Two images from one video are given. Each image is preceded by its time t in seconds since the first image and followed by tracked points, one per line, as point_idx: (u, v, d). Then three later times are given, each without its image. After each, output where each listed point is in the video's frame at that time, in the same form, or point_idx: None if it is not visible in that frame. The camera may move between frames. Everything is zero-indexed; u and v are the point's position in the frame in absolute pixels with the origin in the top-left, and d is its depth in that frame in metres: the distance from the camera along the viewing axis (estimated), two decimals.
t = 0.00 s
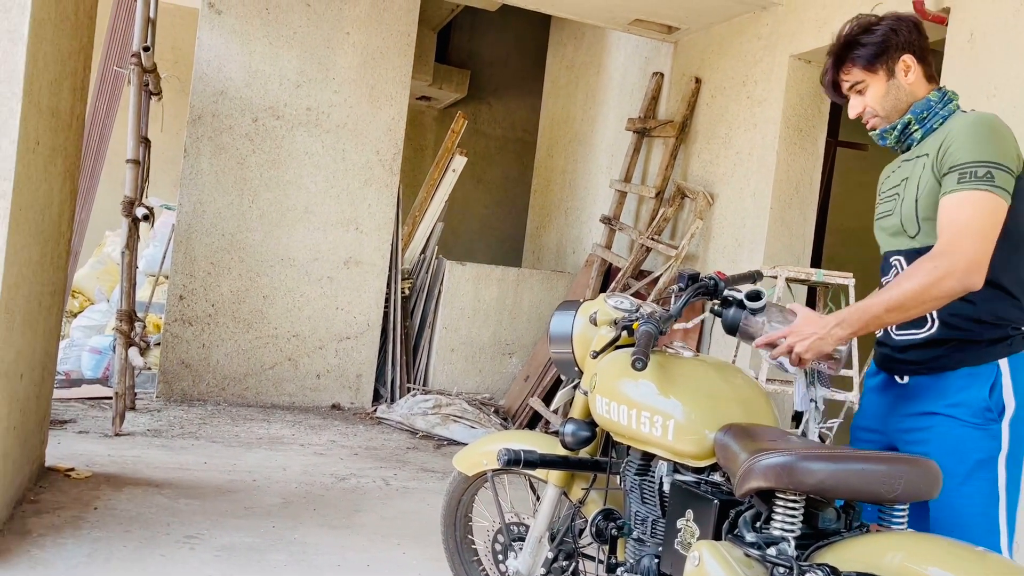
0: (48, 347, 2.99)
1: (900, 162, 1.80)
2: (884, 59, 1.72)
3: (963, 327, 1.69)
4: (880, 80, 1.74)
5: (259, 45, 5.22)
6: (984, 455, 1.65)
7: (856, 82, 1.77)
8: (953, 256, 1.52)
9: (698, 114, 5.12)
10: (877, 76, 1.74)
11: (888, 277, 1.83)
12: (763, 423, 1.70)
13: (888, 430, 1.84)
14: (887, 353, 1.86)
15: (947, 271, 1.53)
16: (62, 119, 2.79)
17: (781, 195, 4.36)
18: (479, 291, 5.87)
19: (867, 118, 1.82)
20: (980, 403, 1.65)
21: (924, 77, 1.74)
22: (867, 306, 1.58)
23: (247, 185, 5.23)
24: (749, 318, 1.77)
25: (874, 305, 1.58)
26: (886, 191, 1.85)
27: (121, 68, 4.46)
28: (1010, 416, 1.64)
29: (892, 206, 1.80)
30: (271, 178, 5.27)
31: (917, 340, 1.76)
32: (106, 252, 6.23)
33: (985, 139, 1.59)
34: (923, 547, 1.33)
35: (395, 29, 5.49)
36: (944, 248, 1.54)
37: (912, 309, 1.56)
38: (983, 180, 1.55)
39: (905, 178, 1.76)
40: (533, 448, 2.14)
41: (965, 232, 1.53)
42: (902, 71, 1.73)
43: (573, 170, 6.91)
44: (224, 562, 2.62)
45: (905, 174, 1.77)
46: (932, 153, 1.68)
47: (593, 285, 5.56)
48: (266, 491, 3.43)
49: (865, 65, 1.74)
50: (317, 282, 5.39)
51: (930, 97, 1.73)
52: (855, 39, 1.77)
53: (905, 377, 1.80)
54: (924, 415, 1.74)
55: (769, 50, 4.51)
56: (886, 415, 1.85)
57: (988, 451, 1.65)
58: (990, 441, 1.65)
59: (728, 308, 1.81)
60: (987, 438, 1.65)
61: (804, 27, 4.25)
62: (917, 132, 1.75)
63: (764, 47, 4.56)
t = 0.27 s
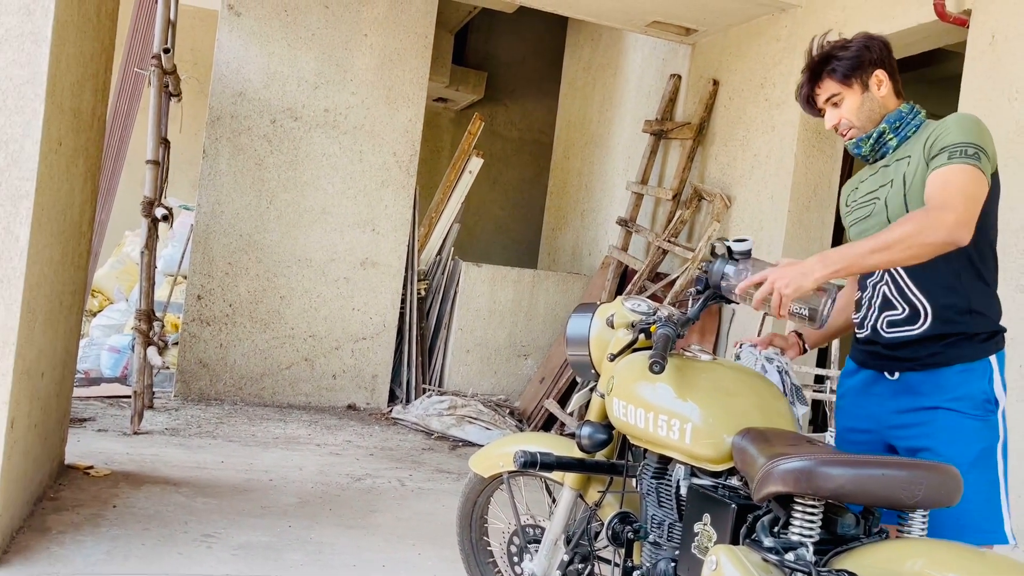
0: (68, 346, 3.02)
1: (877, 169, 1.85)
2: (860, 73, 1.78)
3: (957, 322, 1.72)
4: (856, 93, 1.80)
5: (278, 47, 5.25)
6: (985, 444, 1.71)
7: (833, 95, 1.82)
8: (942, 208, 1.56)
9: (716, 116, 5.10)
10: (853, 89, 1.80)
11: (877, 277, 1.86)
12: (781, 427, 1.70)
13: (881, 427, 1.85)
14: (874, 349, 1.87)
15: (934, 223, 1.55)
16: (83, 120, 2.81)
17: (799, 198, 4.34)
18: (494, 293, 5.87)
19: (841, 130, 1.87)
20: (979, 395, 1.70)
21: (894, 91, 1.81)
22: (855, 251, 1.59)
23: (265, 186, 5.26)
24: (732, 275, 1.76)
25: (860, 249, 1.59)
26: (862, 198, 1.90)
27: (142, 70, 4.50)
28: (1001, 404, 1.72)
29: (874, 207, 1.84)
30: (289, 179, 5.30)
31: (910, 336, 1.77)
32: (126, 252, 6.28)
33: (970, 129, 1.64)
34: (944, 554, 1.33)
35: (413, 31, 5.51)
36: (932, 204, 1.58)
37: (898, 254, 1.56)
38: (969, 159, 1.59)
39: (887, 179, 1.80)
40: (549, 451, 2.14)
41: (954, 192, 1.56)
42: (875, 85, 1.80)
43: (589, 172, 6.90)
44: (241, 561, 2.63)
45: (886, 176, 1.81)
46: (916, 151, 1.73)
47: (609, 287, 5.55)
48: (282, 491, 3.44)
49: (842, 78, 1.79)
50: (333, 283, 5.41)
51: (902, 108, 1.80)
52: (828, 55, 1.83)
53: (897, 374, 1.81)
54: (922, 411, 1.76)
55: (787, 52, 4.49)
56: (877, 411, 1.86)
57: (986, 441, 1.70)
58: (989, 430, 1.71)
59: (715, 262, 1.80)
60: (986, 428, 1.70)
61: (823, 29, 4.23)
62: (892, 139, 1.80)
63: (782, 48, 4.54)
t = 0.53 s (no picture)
0: (87, 344, 3.04)
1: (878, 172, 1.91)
2: (871, 77, 1.83)
3: (952, 319, 1.76)
4: (866, 96, 1.84)
5: (293, 47, 5.28)
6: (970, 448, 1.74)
7: (844, 96, 1.87)
8: (925, 181, 1.62)
9: (731, 117, 5.09)
10: (863, 92, 1.84)
11: (872, 270, 1.88)
12: (796, 429, 1.69)
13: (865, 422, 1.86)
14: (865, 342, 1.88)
15: (917, 192, 1.60)
16: (102, 120, 2.84)
17: (815, 199, 4.32)
18: (508, 292, 5.88)
19: (846, 131, 1.91)
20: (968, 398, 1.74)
21: (902, 100, 1.86)
22: (839, 216, 1.63)
23: (280, 185, 5.29)
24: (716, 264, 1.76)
25: (846, 214, 1.62)
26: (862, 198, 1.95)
27: (159, 70, 4.53)
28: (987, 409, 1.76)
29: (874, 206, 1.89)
30: (304, 178, 5.32)
31: (904, 331, 1.80)
32: (142, 250, 6.33)
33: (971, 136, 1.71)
34: (963, 557, 1.32)
35: (427, 31, 5.52)
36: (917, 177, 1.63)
37: (881, 220, 1.60)
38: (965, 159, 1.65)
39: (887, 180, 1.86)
40: (563, 450, 2.14)
41: (940, 172, 1.63)
42: (885, 91, 1.84)
43: (603, 172, 6.89)
44: (256, 558, 2.65)
45: (887, 177, 1.86)
46: (918, 156, 1.79)
47: (622, 287, 5.55)
48: (296, 488, 3.46)
49: (855, 80, 1.84)
50: (348, 282, 5.43)
51: (910, 116, 1.84)
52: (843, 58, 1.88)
53: (887, 369, 1.83)
54: (911, 410, 1.78)
55: (803, 52, 4.48)
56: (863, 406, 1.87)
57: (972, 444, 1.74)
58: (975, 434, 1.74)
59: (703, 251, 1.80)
60: (972, 431, 1.74)
61: (840, 29, 4.21)
62: (897, 145, 1.85)
63: (798, 49, 4.52)
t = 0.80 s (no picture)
0: (98, 341, 3.06)
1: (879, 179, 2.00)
2: (876, 85, 1.91)
3: (927, 328, 1.86)
4: (870, 103, 1.92)
5: (303, 45, 5.29)
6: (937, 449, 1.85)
7: (848, 102, 1.94)
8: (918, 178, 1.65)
9: (741, 115, 5.07)
10: (867, 99, 1.92)
11: (862, 277, 1.99)
12: (807, 427, 1.69)
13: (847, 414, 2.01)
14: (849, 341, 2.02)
15: (912, 186, 1.64)
16: (114, 117, 2.85)
17: (825, 197, 4.30)
18: (516, 291, 5.88)
19: (851, 135, 1.99)
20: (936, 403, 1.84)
21: (905, 108, 1.94)
22: (834, 206, 1.63)
23: (289, 183, 5.30)
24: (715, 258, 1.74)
25: (838, 203, 1.64)
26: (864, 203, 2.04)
27: (170, 68, 4.55)
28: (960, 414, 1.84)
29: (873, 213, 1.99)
30: (313, 177, 5.34)
31: (883, 335, 1.92)
32: (152, 248, 6.37)
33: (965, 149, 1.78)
34: (973, 557, 1.32)
35: (437, 30, 5.53)
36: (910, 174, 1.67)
37: (876, 210, 1.62)
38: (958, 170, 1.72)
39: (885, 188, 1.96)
40: (573, 449, 2.15)
41: (932, 172, 1.67)
42: (889, 99, 1.92)
43: (612, 170, 6.89)
44: (266, 555, 2.66)
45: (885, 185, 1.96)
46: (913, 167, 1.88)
47: (631, 286, 5.55)
48: (306, 486, 3.47)
49: (860, 87, 1.92)
50: (357, 280, 5.44)
51: (911, 125, 1.92)
52: (850, 66, 1.95)
53: (866, 370, 1.95)
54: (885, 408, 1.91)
55: (814, 50, 4.46)
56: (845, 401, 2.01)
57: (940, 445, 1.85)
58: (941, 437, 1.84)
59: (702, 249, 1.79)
60: (941, 434, 1.84)
61: (851, 27, 4.19)
62: (896, 153, 1.93)
63: (809, 47, 4.51)
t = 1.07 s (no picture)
0: (103, 338, 3.07)
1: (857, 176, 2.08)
2: (863, 83, 1.98)
3: (902, 316, 1.94)
4: (856, 99, 2.00)
5: (307, 42, 5.29)
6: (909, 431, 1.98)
7: (835, 97, 2.01)
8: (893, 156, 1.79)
9: (745, 112, 5.06)
10: (853, 95, 1.99)
11: (844, 267, 2.05)
12: (812, 424, 1.68)
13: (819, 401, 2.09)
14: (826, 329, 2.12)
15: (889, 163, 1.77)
16: (118, 114, 2.86)
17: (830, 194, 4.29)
18: (521, 288, 5.88)
19: (835, 130, 2.06)
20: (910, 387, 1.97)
21: (887, 106, 2.03)
22: (816, 187, 1.75)
23: (294, 180, 5.30)
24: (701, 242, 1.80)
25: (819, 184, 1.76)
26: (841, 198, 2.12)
27: (174, 65, 4.55)
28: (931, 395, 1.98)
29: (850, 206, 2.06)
30: (317, 174, 5.34)
31: (860, 323, 2.00)
32: (157, 245, 6.38)
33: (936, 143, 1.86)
34: (978, 554, 1.31)
35: (441, 26, 5.52)
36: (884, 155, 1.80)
37: (859, 182, 1.74)
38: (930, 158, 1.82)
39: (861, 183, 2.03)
40: (577, 445, 2.14)
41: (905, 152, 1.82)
42: (873, 97, 2.00)
43: (616, 167, 6.88)
44: (270, 551, 2.66)
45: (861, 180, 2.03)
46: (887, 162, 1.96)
47: (636, 283, 5.54)
48: (310, 482, 3.48)
49: (847, 85, 1.98)
50: (361, 277, 5.44)
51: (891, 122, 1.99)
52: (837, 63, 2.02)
53: (845, 359, 2.04)
54: (861, 394, 2.01)
55: (819, 47, 4.44)
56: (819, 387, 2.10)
57: (912, 425, 1.98)
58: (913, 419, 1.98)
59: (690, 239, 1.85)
60: (912, 415, 1.98)
61: (856, 24, 4.18)
62: (875, 150, 1.99)
63: (814, 43, 4.49)
